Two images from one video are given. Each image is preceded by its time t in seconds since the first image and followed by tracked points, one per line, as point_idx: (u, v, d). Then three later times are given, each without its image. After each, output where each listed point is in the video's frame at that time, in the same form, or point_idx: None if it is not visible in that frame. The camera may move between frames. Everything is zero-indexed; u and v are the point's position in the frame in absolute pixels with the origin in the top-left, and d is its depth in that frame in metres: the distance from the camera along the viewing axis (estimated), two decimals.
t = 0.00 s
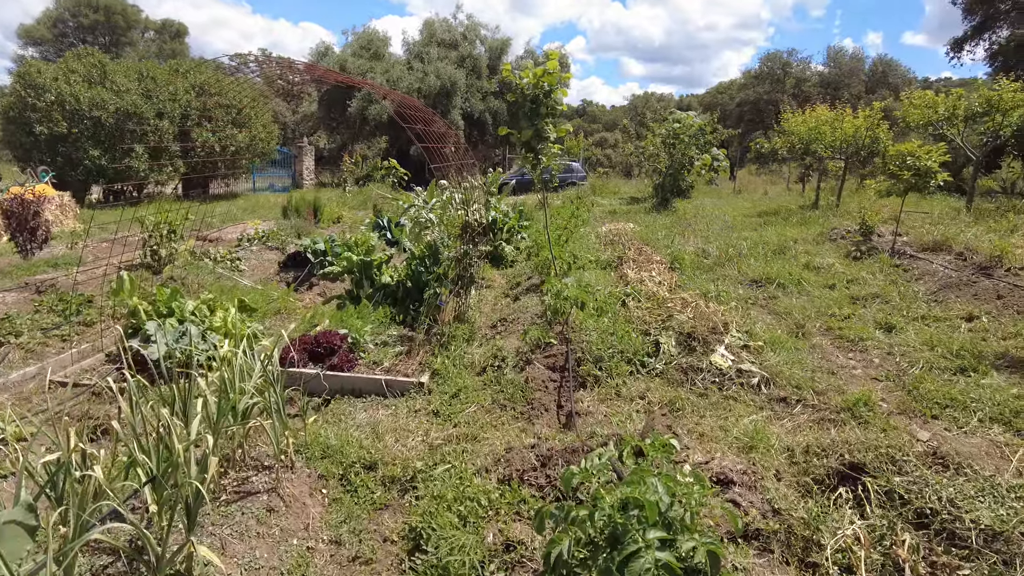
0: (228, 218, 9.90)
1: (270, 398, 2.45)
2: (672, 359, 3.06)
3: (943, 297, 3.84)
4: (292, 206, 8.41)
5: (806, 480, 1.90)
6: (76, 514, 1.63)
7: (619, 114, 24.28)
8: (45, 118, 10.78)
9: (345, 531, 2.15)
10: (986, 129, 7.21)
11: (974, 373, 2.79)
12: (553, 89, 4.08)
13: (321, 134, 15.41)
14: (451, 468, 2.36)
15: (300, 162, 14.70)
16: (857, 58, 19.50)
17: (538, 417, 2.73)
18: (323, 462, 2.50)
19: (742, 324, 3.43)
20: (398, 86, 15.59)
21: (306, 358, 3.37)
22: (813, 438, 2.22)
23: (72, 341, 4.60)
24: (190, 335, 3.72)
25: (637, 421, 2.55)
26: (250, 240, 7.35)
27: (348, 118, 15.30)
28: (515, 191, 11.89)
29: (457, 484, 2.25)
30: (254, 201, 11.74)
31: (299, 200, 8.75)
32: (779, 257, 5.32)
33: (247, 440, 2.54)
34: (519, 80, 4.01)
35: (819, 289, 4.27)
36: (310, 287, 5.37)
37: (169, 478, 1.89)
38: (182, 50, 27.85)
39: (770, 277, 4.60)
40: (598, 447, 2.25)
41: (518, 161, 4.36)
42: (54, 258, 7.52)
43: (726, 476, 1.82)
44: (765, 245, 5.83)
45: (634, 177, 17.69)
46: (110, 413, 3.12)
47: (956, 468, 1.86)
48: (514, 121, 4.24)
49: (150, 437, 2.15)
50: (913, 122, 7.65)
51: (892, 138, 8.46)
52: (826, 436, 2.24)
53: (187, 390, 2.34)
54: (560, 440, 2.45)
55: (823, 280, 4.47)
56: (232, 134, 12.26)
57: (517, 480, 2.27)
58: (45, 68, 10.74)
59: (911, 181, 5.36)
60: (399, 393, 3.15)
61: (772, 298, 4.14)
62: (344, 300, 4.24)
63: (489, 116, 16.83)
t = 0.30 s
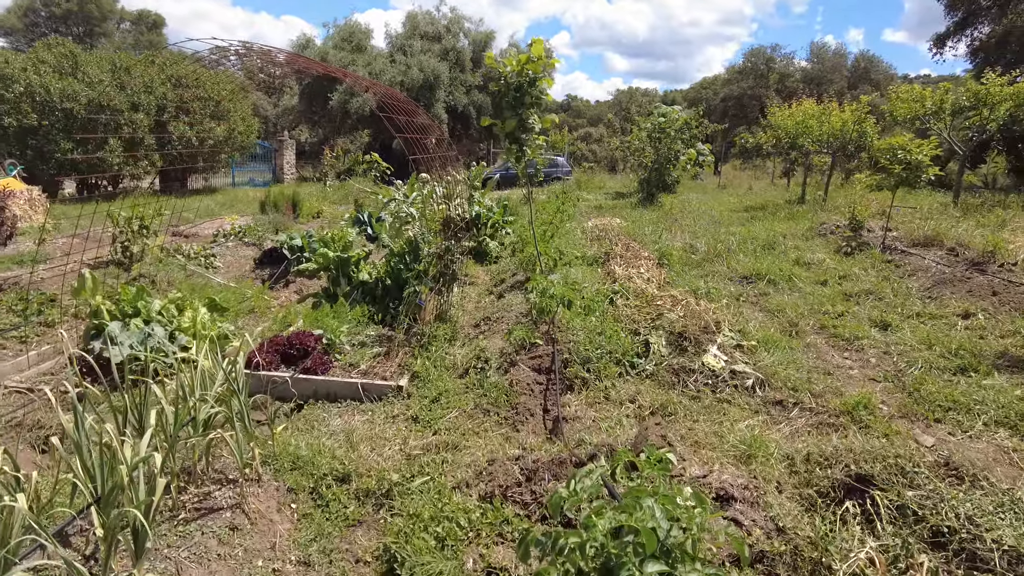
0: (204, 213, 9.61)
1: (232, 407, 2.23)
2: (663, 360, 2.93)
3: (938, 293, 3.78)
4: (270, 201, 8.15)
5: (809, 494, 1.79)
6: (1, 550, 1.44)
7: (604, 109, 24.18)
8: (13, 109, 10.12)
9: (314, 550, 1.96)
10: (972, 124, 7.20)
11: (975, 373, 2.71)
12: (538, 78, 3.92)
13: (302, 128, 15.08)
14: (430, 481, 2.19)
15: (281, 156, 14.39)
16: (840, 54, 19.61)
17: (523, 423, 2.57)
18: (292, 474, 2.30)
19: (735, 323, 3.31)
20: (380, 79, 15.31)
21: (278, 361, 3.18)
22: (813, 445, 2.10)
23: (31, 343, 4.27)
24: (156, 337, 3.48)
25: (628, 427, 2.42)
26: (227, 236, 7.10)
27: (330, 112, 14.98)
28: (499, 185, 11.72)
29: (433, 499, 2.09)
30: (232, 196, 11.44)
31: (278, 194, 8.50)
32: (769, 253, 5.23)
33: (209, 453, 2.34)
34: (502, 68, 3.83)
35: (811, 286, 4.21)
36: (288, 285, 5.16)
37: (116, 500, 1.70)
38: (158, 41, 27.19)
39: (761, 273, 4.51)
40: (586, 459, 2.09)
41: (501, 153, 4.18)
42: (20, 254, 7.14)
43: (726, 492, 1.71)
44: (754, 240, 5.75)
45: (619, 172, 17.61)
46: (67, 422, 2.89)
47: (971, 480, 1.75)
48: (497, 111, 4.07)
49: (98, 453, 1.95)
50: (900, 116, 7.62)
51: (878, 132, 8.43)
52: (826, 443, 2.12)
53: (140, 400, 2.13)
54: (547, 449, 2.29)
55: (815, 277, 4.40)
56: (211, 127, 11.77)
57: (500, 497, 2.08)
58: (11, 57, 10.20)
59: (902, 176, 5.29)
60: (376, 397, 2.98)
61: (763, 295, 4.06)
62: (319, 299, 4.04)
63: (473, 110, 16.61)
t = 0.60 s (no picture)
0: (188, 208, 9.35)
1: (185, 427, 1.98)
2: (659, 366, 2.75)
3: (945, 291, 3.65)
4: (254, 196, 7.91)
5: (823, 522, 1.66)
6: None
7: (596, 102, 23.98)
8: None
9: None
10: (972, 116, 7.06)
11: (990, 378, 2.57)
12: (527, 65, 3.71)
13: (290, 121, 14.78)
14: (405, 504, 1.97)
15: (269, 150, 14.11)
16: (833, 47, 19.52)
17: (509, 437, 2.38)
18: (255, 496, 2.07)
19: (734, 325, 3.14)
20: (370, 72, 15.03)
21: (249, 368, 2.97)
22: (824, 464, 1.93)
23: None
24: (123, 341, 3.19)
25: (623, 441, 2.24)
26: (208, 233, 6.87)
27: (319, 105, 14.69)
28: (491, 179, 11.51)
29: (409, 531, 1.82)
30: (218, 191, 11.18)
31: (262, 189, 8.26)
32: (767, 248, 5.08)
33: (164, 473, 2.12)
34: (489, 55, 3.61)
35: (812, 284, 4.07)
36: (268, 284, 4.95)
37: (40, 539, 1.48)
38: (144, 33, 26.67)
39: (760, 270, 4.35)
40: (577, 482, 1.91)
41: (488, 145, 3.98)
42: None
43: (730, 526, 1.55)
44: (752, 235, 5.59)
45: (612, 166, 17.44)
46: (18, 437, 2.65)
47: (1006, 509, 1.62)
48: (484, 101, 3.86)
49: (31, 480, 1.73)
50: (899, 107, 7.47)
51: (876, 125, 8.29)
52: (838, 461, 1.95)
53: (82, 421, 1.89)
54: (535, 468, 2.10)
55: (816, 274, 4.26)
56: (195, 121, 11.47)
57: (478, 531, 1.79)
58: None
59: (905, 169, 5.13)
60: (353, 407, 2.78)
61: (762, 294, 3.91)
62: (297, 300, 3.84)
63: (464, 102, 16.37)
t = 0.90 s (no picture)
0: (180, 198, 9.18)
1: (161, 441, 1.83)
2: (665, 367, 2.63)
3: (959, 286, 3.54)
4: (247, 186, 7.74)
5: (848, 546, 1.55)
6: None
7: (594, 89, 23.72)
8: None
9: None
10: (979, 102, 6.91)
11: (1012, 380, 2.46)
12: (525, 50, 3.54)
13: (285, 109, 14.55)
14: (398, 522, 1.84)
15: (263, 139, 13.90)
16: (833, 32, 19.28)
17: (508, 445, 2.25)
18: (238, 512, 1.93)
19: (742, 323, 3.02)
20: (365, 59, 14.77)
21: (235, 369, 2.84)
22: (845, 480, 1.81)
23: None
24: (105, 342, 3.04)
25: (629, 451, 2.11)
26: (199, 224, 6.70)
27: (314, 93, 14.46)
28: (488, 168, 11.33)
29: (403, 555, 1.69)
30: (211, 181, 11.01)
31: (255, 178, 8.09)
32: (772, 240, 4.95)
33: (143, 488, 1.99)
34: (485, 40, 3.44)
35: (820, 278, 3.95)
36: (259, 278, 4.81)
37: None
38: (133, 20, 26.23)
39: (766, 263, 4.22)
40: (582, 500, 1.79)
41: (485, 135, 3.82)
42: None
43: (751, 554, 1.43)
44: (756, 226, 5.46)
45: (610, 154, 17.25)
46: None
47: None
48: (480, 88, 3.69)
49: None
50: (906, 93, 7.31)
51: (880, 111, 8.13)
52: (861, 475, 1.84)
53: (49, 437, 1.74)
54: (537, 483, 1.97)
55: (824, 267, 4.14)
56: (187, 109, 11.22)
57: (476, 559, 1.65)
58: None
59: (915, 158, 4.98)
60: (344, 411, 2.66)
61: (769, 288, 3.78)
62: (287, 297, 3.70)
63: (461, 90, 16.12)
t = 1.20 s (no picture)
0: (176, 187, 9.03)
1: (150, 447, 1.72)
2: (678, 364, 2.53)
3: (978, 278, 3.43)
4: (244, 175, 7.59)
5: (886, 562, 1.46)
6: None
7: (594, 77, 23.47)
8: None
9: None
10: (990, 88, 6.78)
11: None
12: (530, 33, 3.40)
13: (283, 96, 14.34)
14: (403, 532, 1.75)
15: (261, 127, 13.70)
16: (837, 19, 19.06)
17: (516, 447, 2.15)
18: (234, 520, 1.84)
19: (758, 318, 2.90)
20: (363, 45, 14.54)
21: (231, 366, 2.73)
22: (875, 487, 1.72)
23: None
24: (96, 338, 2.93)
25: (643, 454, 2.02)
26: (196, 213, 6.57)
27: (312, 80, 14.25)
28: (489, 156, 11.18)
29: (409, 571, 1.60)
30: (208, 169, 10.85)
31: (252, 166, 7.95)
32: (781, 230, 4.84)
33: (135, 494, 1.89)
34: (488, 23, 3.30)
35: (834, 270, 3.84)
36: (256, 270, 4.69)
37: None
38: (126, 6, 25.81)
39: (778, 254, 4.11)
40: (599, 513, 1.69)
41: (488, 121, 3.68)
42: None
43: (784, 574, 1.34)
44: (765, 215, 5.33)
45: (611, 141, 17.07)
46: None
47: None
48: (483, 73, 3.55)
49: None
50: (916, 80, 7.19)
51: (889, 98, 7.98)
52: (891, 481, 1.75)
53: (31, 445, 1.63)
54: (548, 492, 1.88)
55: (836, 258, 4.03)
56: (184, 96, 11.02)
57: None
58: None
59: (931, 146, 4.83)
60: (344, 410, 2.56)
61: (782, 280, 3.67)
62: (285, 289, 3.59)
63: (461, 77, 15.91)
